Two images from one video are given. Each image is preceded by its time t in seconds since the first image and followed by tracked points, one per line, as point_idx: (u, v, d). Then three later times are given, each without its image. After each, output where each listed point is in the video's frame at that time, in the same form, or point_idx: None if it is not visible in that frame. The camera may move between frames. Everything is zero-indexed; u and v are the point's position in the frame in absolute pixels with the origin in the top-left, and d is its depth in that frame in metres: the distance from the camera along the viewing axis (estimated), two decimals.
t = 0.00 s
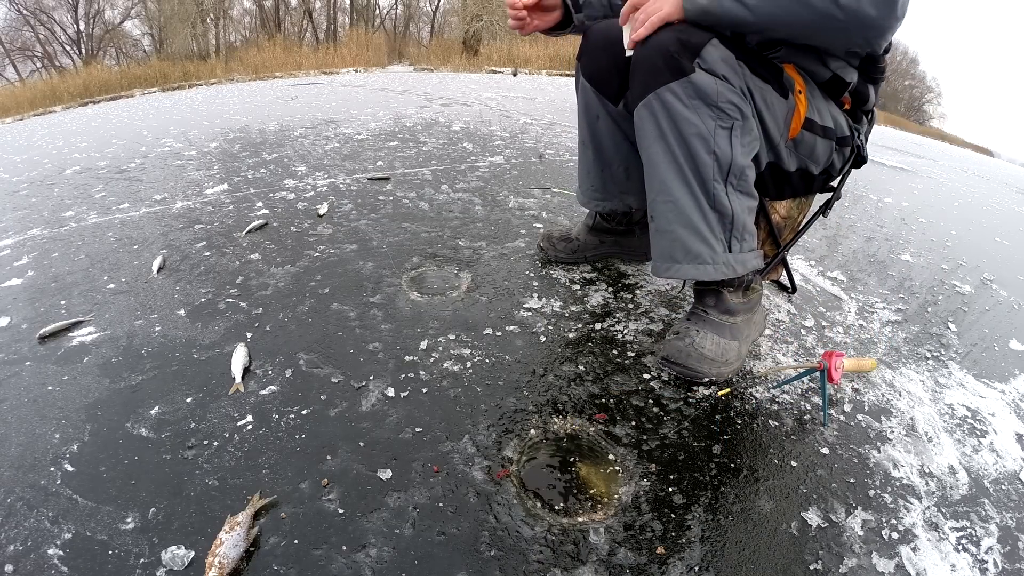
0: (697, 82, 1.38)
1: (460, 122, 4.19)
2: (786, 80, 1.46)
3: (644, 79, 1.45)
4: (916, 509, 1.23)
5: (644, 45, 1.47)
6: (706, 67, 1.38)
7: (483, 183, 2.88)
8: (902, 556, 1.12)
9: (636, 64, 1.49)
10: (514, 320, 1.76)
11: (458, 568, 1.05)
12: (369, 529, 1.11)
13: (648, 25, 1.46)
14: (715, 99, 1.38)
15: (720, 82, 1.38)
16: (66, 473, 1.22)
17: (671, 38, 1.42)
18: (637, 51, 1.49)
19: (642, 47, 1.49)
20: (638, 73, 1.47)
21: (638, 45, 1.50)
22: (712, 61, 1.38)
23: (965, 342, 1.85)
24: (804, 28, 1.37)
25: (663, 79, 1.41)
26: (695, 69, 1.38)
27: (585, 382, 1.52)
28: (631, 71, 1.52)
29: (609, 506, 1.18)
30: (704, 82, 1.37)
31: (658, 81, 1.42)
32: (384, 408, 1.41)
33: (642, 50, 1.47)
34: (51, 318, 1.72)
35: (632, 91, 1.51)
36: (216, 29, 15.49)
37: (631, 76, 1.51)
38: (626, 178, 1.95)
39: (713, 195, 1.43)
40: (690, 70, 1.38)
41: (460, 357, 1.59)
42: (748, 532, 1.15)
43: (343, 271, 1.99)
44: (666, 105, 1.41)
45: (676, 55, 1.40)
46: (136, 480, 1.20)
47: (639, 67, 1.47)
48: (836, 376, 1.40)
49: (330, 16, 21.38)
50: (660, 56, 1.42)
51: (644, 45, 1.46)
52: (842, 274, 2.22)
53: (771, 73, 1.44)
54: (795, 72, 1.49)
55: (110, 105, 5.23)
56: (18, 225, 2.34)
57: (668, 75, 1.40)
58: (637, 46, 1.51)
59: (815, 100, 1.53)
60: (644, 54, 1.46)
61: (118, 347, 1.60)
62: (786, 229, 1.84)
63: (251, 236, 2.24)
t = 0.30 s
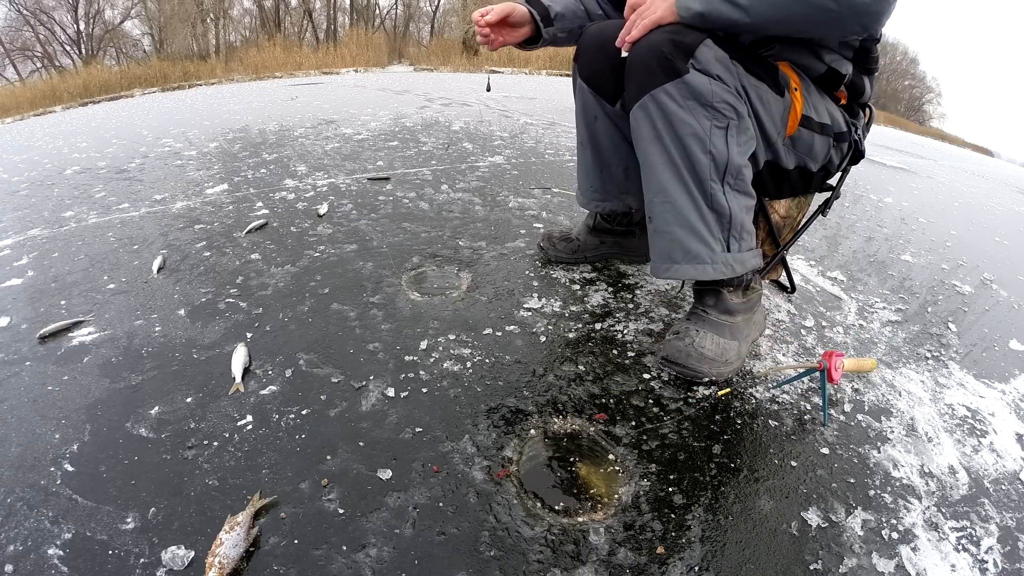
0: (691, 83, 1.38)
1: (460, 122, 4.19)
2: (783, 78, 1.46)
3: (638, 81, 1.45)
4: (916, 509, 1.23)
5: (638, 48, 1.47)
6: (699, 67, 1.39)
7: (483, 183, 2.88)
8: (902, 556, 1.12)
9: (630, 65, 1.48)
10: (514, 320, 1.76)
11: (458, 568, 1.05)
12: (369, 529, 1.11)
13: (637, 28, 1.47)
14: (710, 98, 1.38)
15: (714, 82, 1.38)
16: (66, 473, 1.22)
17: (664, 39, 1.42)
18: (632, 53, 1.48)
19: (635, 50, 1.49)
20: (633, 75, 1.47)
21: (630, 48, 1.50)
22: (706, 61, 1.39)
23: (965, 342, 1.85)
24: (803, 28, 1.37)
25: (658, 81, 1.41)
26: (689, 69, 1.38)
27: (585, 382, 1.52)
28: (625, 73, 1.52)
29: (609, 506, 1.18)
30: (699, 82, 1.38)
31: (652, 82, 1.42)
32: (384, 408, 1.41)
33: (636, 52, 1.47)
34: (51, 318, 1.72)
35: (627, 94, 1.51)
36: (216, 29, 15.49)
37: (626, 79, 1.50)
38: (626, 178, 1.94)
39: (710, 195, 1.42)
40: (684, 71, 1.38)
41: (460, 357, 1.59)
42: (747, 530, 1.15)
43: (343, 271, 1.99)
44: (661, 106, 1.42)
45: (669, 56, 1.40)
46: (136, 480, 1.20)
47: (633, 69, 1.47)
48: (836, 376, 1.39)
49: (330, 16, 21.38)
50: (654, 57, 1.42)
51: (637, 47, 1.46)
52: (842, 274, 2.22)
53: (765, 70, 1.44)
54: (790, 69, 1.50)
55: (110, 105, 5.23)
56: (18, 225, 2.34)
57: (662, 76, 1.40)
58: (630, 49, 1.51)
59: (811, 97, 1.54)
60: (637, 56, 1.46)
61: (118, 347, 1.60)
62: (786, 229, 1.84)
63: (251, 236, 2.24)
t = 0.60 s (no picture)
0: (695, 83, 1.38)
1: (460, 122, 4.19)
2: (784, 78, 1.47)
3: (642, 81, 1.44)
4: (916, 509, 1.23)
5: (641, 47, 1.46)
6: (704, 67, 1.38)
7: (483, 183, 2.88)
8: (902, 556, 1.12)
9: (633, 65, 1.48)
10: (514, 320, 1.76)
11: (458, 568, 1.05)
12: (369, 530, 1.11)
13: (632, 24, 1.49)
14: (714, 99, 1.38)
15: (718, 83, 1.37)
16: (66, 473, 1.22)
17: (668, 39, 1.42)
18: (635, 53, 1.48)
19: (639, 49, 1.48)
20: (637, 75, 1.46)
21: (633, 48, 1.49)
22: (711, 61, 1.38)
23: (965, 342, 1.85)
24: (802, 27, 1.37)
25: (662, 81, 1.40)
26: (693, 69, 1.38)
27: (585, 382, 1.52)
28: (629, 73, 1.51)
29: (609, 506, 1.18)
30: (704, 82, 1.37)
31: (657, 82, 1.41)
32: (384, 408, 1.41)
33: (639, 52, 1.46)
34: (51, 318, 1.72)
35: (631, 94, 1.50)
36: (216, 29, 15.49)
37: (630, 79, 1.49)
38: (625, 179, 1.94)
39: (713, 197, 1.42)
40: (688, 71, 1.38)
41: (460, 357, 1.59)
42: (747, 530, 1.15)
43: (343, 271, 1.99)
44: (665, 107, 1.41)
45: (674, 56, 1.39)
46: (136, 480, 1.20)
47: (637, 69, 1.47)
48: (835, 376, 1.39)
49: (330, 16, 21.38)
50: (658, 57, 1.41)
51: (640, 47, 1.46)
52: (842, 274, 2.22)
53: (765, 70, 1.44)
54: (789, 68, 1.50)
55: (110, 105, 5.23)
56: (18, 225, 2.34)
57: (666, 76, 1.40)
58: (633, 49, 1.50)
59: (811, 97, 1.54)
60: (641, 55, 1.46)
61: (118, 347, 1.60)
62: (786, 229, 1.84)
63: (251, 236, 2.24)
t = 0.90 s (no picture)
0: (758, 90, 1.32)
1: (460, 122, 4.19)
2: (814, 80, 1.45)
3: (698, 76, 1.36)
4: (916, 509, 1.23)
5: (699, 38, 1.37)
6: (766, 75, 1.33)
7: (483, 183, 2.88)
8: (902, 556, 1.12)
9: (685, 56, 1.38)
10: (514, 320, 1.76)
11: (458, 568, 1.05)
12: (369, 529, 1.11)
13: (638, 13, 1.39)
14: (772, 110, 1.33)
15: (779, 94, 1.33)
16: (66, 473, 1.22)
17: (735, 36, 1.33)
18: (691, 43, 1.37)
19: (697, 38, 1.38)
20: (692, 68, 1.37)
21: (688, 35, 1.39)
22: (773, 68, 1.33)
23: (965, 342, 1.85)
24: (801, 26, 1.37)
25: (722, 80, 1.33)
26: (758, 75, 1.31)
27: (585, 383, 1.52)
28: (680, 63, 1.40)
29: (609, 506, 1.18)
30: (767, 92, 1.32)
31: (717, 81, 1.33)
32: (384, 408, 1.41)
33: (700, 41, 1.36)
34: (51, 318, 1.72)
35: (678, 87, 1.41)
36: (216, 28, 15.49)
37: (681, 70, 1.39)
38: (618, 180, 1.95)
39: (747, 209, 1.41)
40: (754, 75, 1.31)
41: (460, 357, 1.59)
42: (747, 529, 1.15)
43: (343, 271, 1.99)
44: (721, 109, 1.34)
45: (740, 56, 1.32)
46: (136, 480, 1.20)
47: (693, 60, 1.36)
48: (835, 376, 1.40)
49: (330, 16, 21.37)
50: (722, 54, 1.33)
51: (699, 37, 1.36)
52: (842, 274, 2.22)
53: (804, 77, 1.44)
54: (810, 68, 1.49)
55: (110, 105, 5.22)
56: (18, 225, 2.34)
57: (728, 77, 1.32)
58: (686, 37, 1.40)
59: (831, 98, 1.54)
60: (699, 46, 1.36)
61: (118, 347, 1.60)
62: (786, 229, 1.84)
63: (251, 236, 2.24)
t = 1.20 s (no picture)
0: (797, 96, 1.30)
1: (460, 122, 4.19)
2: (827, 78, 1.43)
3: (737, 77, 1.32)
4: (916, 509, 1.23)
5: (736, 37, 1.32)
6: (802, 80, 1.32)
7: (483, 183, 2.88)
8: (902, 556, 1.12)
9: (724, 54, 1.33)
10: (514, 320, 1.76)
11: (458, 568, 1.05)
12: (369, 529, 1.11)
13: (654, 27, 1.36)
14: (807, 118, 1.32)
15: (815, 102, 1.32)
16: (66, 473, 1.22)
17: (777, 38, 1.30)
18: (729, 43, 1.32)
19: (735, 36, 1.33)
20: (731, 67, 1.32)
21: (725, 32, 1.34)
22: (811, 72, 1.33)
23: (965, 342, 1.85)
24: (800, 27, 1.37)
25: (762, 83, 1.30)
26: (798, 81, 1.29)
27: (585, 383, 1.52)
28: (715, 60, 1.35)
29: (609, 506, 1.18)
30: (804, 99, 1.31)
31: (757, 83, 1.30)
32: (384, 408, 1.41)
33: (740, 39, 1.31)
34: (51, 318, 1.72)
35: (712, 86, 1.36)
36: (216, 28, 15.48)
37: (717, 68, 1.35)
38: (614, 187, 1.96)
39: (769, 215, 1.42)
40: (795, 81, 1.29)
41: (460, 357, 1.59)
42: (748, 530, 1.15)
43: (343, 271, 1.99)
44: (760, 113, 1.31)
45: (781, 59, 1.29)
46: (136, 480, 1.20)
47: (731, 60, 1.32)
48: (835, 377, 1.39)
49: (330, 16, 21.37)
50: (764, 55, 1.30)
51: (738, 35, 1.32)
52: (842, 274, 2.22)
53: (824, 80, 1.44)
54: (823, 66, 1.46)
55: (110, 105, 5.23)
56: (18, 225, 2.34)
57: (768, 79, 1.29)
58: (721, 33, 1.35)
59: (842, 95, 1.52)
60: (738, 45, 1.31)
61: (118, 347, 1.60)
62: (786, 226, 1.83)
63: (251, 236, 2.24)
